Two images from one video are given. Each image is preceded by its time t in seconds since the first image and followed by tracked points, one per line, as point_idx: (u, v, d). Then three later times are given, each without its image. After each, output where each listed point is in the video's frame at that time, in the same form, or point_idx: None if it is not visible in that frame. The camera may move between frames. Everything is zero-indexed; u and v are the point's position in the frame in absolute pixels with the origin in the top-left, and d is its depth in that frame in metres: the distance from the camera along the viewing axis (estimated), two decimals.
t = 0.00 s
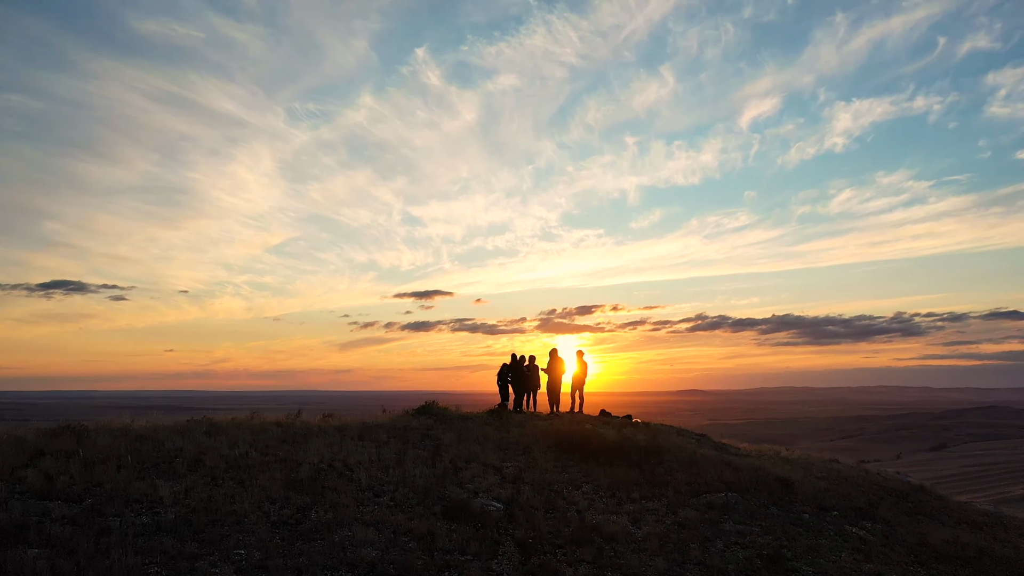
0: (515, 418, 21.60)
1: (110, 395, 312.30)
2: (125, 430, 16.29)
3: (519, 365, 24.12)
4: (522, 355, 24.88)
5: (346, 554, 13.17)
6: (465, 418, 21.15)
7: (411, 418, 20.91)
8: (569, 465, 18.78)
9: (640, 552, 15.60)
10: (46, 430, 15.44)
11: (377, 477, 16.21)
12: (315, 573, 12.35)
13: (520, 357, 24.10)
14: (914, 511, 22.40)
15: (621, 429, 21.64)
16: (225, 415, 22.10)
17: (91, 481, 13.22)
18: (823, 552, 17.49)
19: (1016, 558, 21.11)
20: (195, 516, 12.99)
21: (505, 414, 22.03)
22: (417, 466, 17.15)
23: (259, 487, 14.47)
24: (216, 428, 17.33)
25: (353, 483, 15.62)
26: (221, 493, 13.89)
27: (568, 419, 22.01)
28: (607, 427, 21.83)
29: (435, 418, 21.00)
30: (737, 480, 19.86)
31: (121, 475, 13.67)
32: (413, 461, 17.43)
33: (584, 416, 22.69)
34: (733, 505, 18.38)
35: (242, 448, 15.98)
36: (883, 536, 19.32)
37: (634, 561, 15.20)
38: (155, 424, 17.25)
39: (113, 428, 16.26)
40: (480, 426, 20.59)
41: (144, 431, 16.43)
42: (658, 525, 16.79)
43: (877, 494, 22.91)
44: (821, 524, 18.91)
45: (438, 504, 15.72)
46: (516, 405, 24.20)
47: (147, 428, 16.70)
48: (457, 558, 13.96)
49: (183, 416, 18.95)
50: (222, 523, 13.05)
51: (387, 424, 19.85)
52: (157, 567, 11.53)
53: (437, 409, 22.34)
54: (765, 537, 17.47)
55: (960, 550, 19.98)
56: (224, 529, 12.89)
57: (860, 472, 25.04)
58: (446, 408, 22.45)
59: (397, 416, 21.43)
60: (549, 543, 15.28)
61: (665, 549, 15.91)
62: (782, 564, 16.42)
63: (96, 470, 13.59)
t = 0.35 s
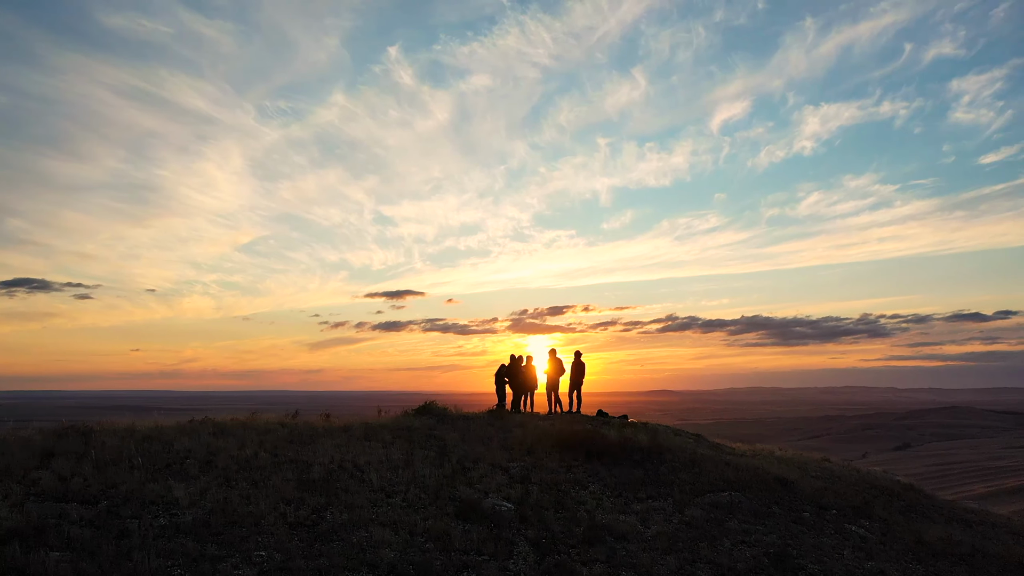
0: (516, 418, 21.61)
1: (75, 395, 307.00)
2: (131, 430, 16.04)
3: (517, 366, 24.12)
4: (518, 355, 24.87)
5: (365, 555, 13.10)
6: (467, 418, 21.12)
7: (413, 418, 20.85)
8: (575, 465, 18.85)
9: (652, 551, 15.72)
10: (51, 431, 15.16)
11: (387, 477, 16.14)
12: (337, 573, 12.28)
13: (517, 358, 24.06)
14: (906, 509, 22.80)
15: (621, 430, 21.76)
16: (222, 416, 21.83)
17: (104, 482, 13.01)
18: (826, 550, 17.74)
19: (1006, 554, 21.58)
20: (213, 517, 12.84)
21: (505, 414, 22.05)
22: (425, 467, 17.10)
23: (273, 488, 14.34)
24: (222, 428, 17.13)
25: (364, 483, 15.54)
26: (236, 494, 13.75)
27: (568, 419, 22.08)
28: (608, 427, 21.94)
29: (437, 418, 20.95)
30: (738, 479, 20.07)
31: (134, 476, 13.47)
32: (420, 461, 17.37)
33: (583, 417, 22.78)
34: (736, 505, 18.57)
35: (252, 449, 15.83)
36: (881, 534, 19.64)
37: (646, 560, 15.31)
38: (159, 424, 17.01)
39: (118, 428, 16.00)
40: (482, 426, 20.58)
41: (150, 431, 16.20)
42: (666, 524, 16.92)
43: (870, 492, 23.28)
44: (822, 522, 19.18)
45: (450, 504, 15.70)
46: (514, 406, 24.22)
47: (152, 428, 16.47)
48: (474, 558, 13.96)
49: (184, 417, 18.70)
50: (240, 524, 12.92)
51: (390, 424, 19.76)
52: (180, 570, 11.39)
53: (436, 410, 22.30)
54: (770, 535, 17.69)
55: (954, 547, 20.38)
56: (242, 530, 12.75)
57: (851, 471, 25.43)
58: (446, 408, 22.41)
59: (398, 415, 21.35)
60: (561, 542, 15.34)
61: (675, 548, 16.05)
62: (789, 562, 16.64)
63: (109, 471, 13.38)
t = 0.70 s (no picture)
0: (517, 419, 21.62)
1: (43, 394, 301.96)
2: (137, 432, 15.81)
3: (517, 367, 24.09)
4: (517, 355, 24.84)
5: (383, 557, 13.04)
6: (468, 419, 21.10)
7: (415, 419, 20.78)
8: (580, 466, 18.89)
9: (662, 551, 15.81)
10: (57, 434, 14.90)
11: (397, 478, 16.07)
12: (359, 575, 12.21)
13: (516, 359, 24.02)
14: (900, 508, 23.14)
15: (622, 430, 21.84)
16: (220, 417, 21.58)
17: (118, 485, 12.80)
18: (829, 549, 17.96)
19: (998, 552, 22.00)
20: (230, 520, 12.70)
21: (506, 415, 22.04)
22: (433, 468, 17.05)
23: (287, 490, 14.22)
24: (228, 430, 16.94)
25: (376, 485, 15.46)
26: (251, 496, 13.61)
27: (569, 420, 22.12)
28: (608, 428, 22.02)
29: (439, 419, 20.89)
30: (740, 479, 20.24)
31: (147, 478, 13.28)
32: (428, 462, 17.31)
33: (583, 418, 22.83)
34: (740, 504, 18.73)
35: (261, 450, 15.68)
36: (880, 533, 19.93)
37: (658, 559, 15.39)
38: (164, 426, 16.79)
39: (124, 430, 15.77)
40: (485, 427, 20.56)
41: (156, 432, 15.98)
42: (674, 524, 17.03)
43: (864, 491, 23.60)
44: (823, 521, 19.41)
45: (461, 505, 15.67)
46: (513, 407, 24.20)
47: (158, 429, 16.24)
48: (491, 559, 13.95)
49: (185, 419, 18.47)
50: (257, 527, 12.79)
51: (394, 425, 19.67)
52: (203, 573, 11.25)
53: (436, 411, 22.24)
54: (774, 534, 17.86)
55: (949, 545, 20.73)
56: (260, 533, 12.63)
57: (844, 470, 25.75)
58: (446, 409, 22.34)
59: (399, 416, 21.26)
60: (574, 543, 15.38)
61: (684, 548, 16.15)
62: (795, 560, 16.82)
63: (122, 473, 13.18)
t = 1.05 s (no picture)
0: (518, 420, 21.64)
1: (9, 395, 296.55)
2: (144, 433, 15.61)
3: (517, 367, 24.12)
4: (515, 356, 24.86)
5: (401, 558, 12.99)
6: (471, 420, 21.08)
7: (417, 419, 20.71)
8: (585, 466, 18.95)
9: (672, 551, 15.91)
10: (63, 436, 14.67)
11: (408, 479, 16.02)
12: None
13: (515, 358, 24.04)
14: (893, 506, 23.50)
15: (623, 430, 21.94)
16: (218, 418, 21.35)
17: (132, 487, 12.63)
18: (831, 547, 18.19)
19: (989, 549, 22.39)
20: (248, 522, 12.58)
21: (507, 416, 22.04)
22: (442, 469, 17.02)
23: (300, 491, 14.11)
24: (234, 431, 16.79)
25: (387, 486, 15.40)
26: (266, 499, 13.50)
27: (569, 421, 22.17)
28: (609, 428, 22.10)
29: (441, 419, 20.86)
30: (741, 479, 20.43)
31: (162, 480, 13.12)
32: (436, 463, 17.28)
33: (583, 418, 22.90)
34: (743, 504, 18.91)
35: (271, 452, 15.56)
36: (877, 531, 20.21)
37: (669, 559, 15.49)
38: (169, 427, 16.60)
39: (131, 432, 15.57)
40: (488, 428, 20.55)
41: (163, 433, 15.79)
42: (681, 523, 17.14)
43: (858, 489, 23.92)
44: (822, 520, 19.65)
45: (473, 506, 15.65)
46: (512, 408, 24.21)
47: (164, 431, 16.05)
48: (506, 560, 13.96)
49: (187, 419, 18.26)
50: (275, 529, 12.69)
51: (398, 426, 19.60)
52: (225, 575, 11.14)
53: (437, 411, 22.20)
54: (778, 533, 18.06)
55: (943, 543, 21.09)
56: (279, 535, 12.53)
57: (837, 469, 26.09)
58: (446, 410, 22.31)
59: (401, 417, 21.18)
60: (585, 543, 15.43)
61: (692, 547, 16.28)
62: (800, 559, 17.01)
63: (135, 476, 13.00)
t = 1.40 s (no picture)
0: (519, 420, 21.65)
1: None
2: (151, 435, 15.40)
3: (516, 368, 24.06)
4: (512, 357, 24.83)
5: (420, 560, 12.94)
6: (473, 421, 21.06)
7: (420, 420, 20.64)
8: (589, 467, 19.00)
9: (682, 550, 16.01)
10: (71, 437, 14.43)
11: (418, 480, 15.95)
12: None
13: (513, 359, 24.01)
14: (887, 505, 23.82)
15: (623, 431, 22.02)
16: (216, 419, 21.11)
17: (148, 490, 12.45)
18: (833, 545, 18.41)
19: (980, 547, 22.78)
20: (266, 524, 12.46)
21: (507, 416, 22.02)
22: (450, 470, 16.97)
23: (314, 493, 14.00)
24: (241, 432, 16.61)
25: (399, 487, 15.33)
26: (282, 500, 13.37)
27: (570, 421, 22.20)
28: (609, 429, 22.17)
29: (443, 420, 20.79)
30: (742, 479, 20.60)
31: (176, 482, 12.95)
32: (444, 464, 17.23)
33: (582, 419, 22.94)
34: (746, 503, 19.07)
35: (281, 453, 15.43)
36: (875, 530, 20.48)
37: (680, 559, 15.59)
38: (175, 428, 16.39)
39: (138, 433, 15.35)
40: (490, 429, 20.52)
41: (170, 435, 15.59)
42: (688, 523, 17.24)
43: (852, 488, 24.21)
44: (822, 519, 19.87)
45: (484, 507, 15.63)
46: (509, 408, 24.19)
47: (171, 432, 15.85)
48: (522, 561, 13.97)
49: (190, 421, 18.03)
50: (293, 531, 12.57)
51: (401, 427, 19.51)
52: None
53: (437, 411, 22.13)
54: (781, 532, 18.24)
55: (938, 541, 21.43)
56: (298, 537, 12.42)
57: (830, 468, 26.40)
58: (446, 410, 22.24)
59: (402, 417, 21.09)
60: (597, 543, 15.47)
61: (701, 547, 16.39)
62: (805, 558, 17.20)
63: (150, 478, 12.81)
